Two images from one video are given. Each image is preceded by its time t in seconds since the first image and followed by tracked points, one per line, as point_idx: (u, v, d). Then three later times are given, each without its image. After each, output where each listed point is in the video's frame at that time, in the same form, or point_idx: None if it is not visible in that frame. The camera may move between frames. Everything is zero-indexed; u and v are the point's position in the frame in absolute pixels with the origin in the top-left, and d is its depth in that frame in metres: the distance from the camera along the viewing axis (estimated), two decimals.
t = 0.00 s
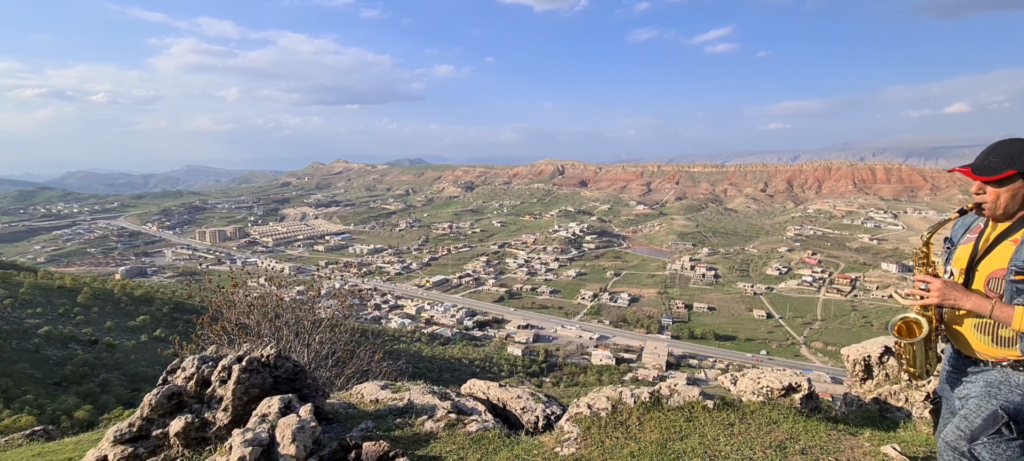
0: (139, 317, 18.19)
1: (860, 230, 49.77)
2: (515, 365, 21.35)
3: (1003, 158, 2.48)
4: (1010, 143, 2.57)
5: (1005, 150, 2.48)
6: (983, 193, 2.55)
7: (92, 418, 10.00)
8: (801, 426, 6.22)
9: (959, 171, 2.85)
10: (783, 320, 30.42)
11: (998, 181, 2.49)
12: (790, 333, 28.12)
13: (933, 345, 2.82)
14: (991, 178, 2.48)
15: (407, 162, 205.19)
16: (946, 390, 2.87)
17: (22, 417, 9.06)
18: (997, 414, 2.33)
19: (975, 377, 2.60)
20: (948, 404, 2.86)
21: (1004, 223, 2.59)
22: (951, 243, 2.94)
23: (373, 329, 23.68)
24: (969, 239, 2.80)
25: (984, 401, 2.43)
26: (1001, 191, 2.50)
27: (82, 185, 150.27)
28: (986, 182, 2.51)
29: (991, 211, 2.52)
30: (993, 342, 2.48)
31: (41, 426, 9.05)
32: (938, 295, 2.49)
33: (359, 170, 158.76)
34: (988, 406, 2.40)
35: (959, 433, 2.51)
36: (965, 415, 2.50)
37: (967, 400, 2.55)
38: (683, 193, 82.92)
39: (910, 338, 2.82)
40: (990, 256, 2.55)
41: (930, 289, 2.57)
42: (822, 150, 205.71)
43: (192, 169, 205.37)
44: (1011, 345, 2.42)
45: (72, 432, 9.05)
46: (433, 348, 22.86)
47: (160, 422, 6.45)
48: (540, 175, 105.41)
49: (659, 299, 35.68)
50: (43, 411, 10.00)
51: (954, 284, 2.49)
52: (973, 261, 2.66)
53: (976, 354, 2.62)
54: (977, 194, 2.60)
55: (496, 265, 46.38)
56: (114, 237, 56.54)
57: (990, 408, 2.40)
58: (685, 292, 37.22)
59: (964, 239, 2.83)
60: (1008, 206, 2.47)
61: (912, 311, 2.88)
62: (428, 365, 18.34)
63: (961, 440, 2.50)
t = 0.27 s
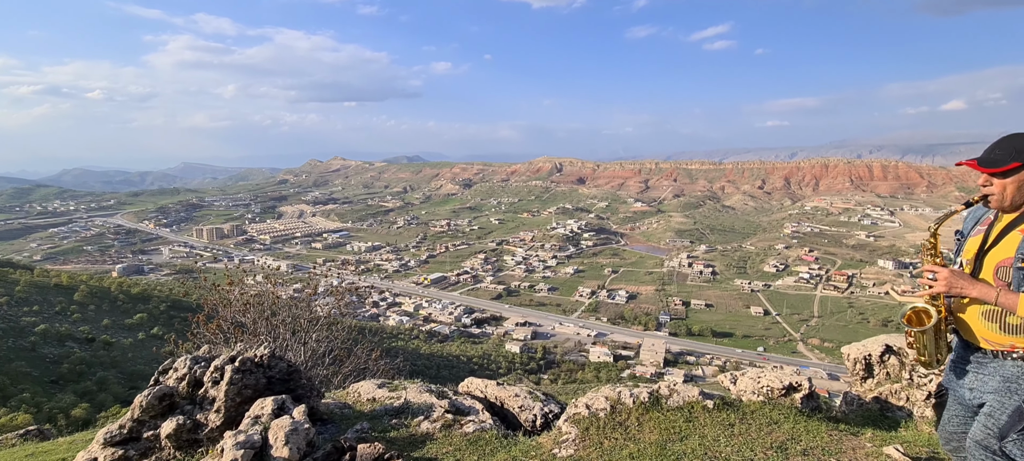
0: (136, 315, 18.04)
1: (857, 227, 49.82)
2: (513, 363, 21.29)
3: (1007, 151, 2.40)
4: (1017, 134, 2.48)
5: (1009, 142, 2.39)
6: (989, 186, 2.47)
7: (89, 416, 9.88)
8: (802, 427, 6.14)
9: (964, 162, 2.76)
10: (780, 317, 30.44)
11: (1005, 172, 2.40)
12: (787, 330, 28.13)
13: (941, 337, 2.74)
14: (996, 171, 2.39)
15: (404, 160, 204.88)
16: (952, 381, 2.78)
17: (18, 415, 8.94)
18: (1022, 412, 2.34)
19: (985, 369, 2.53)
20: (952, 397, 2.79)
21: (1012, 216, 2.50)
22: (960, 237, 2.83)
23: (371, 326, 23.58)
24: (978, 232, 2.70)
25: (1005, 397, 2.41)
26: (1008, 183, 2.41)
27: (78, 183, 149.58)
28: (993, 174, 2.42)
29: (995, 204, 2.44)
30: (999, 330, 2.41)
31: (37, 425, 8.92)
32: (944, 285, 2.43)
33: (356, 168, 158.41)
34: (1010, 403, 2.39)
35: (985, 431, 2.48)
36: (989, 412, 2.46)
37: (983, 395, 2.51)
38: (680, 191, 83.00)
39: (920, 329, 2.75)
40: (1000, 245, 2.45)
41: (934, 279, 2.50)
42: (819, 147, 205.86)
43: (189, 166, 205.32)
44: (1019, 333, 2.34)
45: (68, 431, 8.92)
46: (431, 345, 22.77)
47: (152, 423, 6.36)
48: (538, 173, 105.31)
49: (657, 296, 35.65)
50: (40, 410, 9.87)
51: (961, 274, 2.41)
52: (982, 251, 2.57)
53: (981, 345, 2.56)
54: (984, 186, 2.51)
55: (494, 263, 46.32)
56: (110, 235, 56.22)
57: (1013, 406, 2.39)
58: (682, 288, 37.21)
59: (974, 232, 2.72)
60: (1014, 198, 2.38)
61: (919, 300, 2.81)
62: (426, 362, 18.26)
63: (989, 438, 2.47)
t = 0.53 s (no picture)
0: (133, 313, 17.89)
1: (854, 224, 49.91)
2: (511, 360, 21.24)
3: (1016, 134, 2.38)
4: None
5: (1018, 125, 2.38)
6: (1001, 170, 2.44)
7: (86, 415, 9.75)
8: (804, 427, 6.05)
9: (971, 151, 2.74)
10: (777, 315, 30.49)
11: (1013, 156, 2.39)
12: (784, 327, 28.16)
13: (947, 330, 2.67)
14: (1009, 152, 2.37)
15: (402, 157, 204.38)
16: (961, 376, 2.68)
17: (14, 414, 8.81)
18: None
19: (998, 367, 2.44)
20: (962, 394, 2.70)
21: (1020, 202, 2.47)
22: (966, 227, 2.78)
23: (368, 324, 23.48)
24: (985, 221, 2.66)
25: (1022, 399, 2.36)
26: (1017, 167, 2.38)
27: (74, 181, 148.69)
28: (1004, 156, 2.40)
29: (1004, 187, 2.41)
30: (1011, 316, 2.33)
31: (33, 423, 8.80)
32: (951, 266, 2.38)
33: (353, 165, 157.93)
34: None
35: (1007, 435, 2.43)
36: (1008, 416, 2.41)
37: (998, 395, 2.45)
38: (678, 188, 83.00)
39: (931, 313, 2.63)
40: (1006, 230, 2.42)
41: (945, 259, 2.43)
42: (816, 144, 205.78)
43: (185, 163, 205.31)
44: None
45: (64, 430, 8.79)
46: (429, 343, 22.69)
47: (144, 425, 6.24)
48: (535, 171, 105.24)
49: (654, 293, 35.63)
50: (36, 408, 9.74)
51: (969, 255, 2.36)
52: (987, 238, 2.53)
53: (985, 333, 2.49)
54: (993, 171, 2.49)
55: (492, 260, 46.24)
56: (106, 232, 55.84)
57: None
58: (680, 286, 37.20)
59: (979, 221, 2.69)
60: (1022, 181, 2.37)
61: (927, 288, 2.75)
62: (424, 360, 18.18)
63: (1011, 442, 2.42)
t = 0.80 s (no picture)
0: (128, 310, 17.78)
1: (849, 221, 50.07)
2: (508, 357, 21.23)
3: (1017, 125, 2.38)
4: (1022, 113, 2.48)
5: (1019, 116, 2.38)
6: (1002, 160, 2.43)
7: (82, 412, 9.69)
8: (800, 424, 6.04)
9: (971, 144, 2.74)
10: (773, 311, 30.59)
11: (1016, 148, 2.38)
12: (780, 323, 28.25)
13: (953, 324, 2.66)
14: (1012, 142, 2.36)
15: (399, 154, 204.10)
16: (968, 374, 2.68)
17: (9, 411, 8.74)
18: None
19: (1002, 362, 2.45)
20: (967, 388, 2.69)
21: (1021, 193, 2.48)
22: (962, 221, 2.78)
23: (365, 321, 23.41)
24: (982, 214, 2.67)
25: None
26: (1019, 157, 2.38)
27: (68, 177, 147.76)
28: (1009, 146, 2.39)
29: (1008, 179, 2.40)
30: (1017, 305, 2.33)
31: (28, 420, 8.72)
32: (966, 257, 2.35)
33: (351, 163, 157.54)
34: None
35: (1009, 429, 2.41)
36: (1012, 409, 2.39)
37: (1003, 388, 2.44)
38: (674, 186, 83.10)
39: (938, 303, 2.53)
40: (1011, 220, 2.41)
41: (958, 248, 2.40)
42: (813, 142, 205.80)
43: (179, 160, 205.50)
44: None
45: (58, 428, 8.70)
46: (426, 340, 22.64)
47: (136, 423, 6.17)
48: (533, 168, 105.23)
49: (651, 290, 35.68)
50: (32, 406, 9.66)
51: (982, 244, 2.33)
52: (990, 230, 2.52)
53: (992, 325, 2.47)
54: (995, 161, 2.48)
55: (489, 257, 46.22)
56: (102, 229, 55.46)
57: None
58: (676, 283, 37.27)
59: (976, 214, 2.70)
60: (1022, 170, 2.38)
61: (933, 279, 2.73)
62: (421, 357, 18.13)
63: (1012, 436, 2.41)
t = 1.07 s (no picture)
0: (117, 308, 17.54)
1: (838, 216, 50.53)
2: (500, 353, 21.20)
3: (1000, 128, 2.38)
4: (999, 115, 2.49)
5: (998, 120, 2.38)
6: (983, 166, 2.45)
7: (69, 412, 9.57)
8: (786, 421, 6.06)
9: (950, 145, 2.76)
10: (762, 306, 30.85)
11: (998, 153, 2.39)
12: (769, 318, 28.51)
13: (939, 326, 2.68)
14: (992, 146, 2.37)
15: (391, 151, 203.13)
16: (949, 375, 2.69)
17: None
18: None
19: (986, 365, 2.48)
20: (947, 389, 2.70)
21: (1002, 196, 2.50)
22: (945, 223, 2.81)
23: (357, 319, 23.28)
24: (962, 216, 2.70)
25: (1008, 393, 2.35)
26: (1000, 162, 2.40)
27: (54, 174, 145.42)
28: (988, 150, 2.40)
29: (990, 184, 2.43)
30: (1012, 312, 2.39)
31: (15, 421, 8.56)
32: (960, 268, 2.34)
33: (342, 160, 156.48)
34: (1013, 399, 2.34)
35: (985, 427, 2.41)
36: (989, 408, 2.39)
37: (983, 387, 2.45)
38: (666, 182, 83.42)
39: (937, 315, 2.54)
40: (999, 226, 2.43)
41: (949, 256, 2.39)
42: (803, 139, 206.98)
43: (167, 157, 205.46)
44: None
45: (44, 428, 8.60)
46: (418, 337, 22.55)
47: (117, 425, 6.07)
48: (525, 165, 105.18)
49: (643, 286, 35.82)
50: (18, 406, 9.45)
51: (972, 253, 2.35)
52: (974, 235, 2.55)
53: (991, 331, 2.49)
54: (975, 165, 2.49)
55: (481, 254, 46.14)
56: (89, 227, 54.66)
57: (1014, 401, 2.35)
58: (667, 279, 37.44)
59: (956, 215, 2.73)
60: (1003, 175, 2.40)
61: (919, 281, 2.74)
62: (413, 354, 18.07)
63: (989, 435, 2.40)
